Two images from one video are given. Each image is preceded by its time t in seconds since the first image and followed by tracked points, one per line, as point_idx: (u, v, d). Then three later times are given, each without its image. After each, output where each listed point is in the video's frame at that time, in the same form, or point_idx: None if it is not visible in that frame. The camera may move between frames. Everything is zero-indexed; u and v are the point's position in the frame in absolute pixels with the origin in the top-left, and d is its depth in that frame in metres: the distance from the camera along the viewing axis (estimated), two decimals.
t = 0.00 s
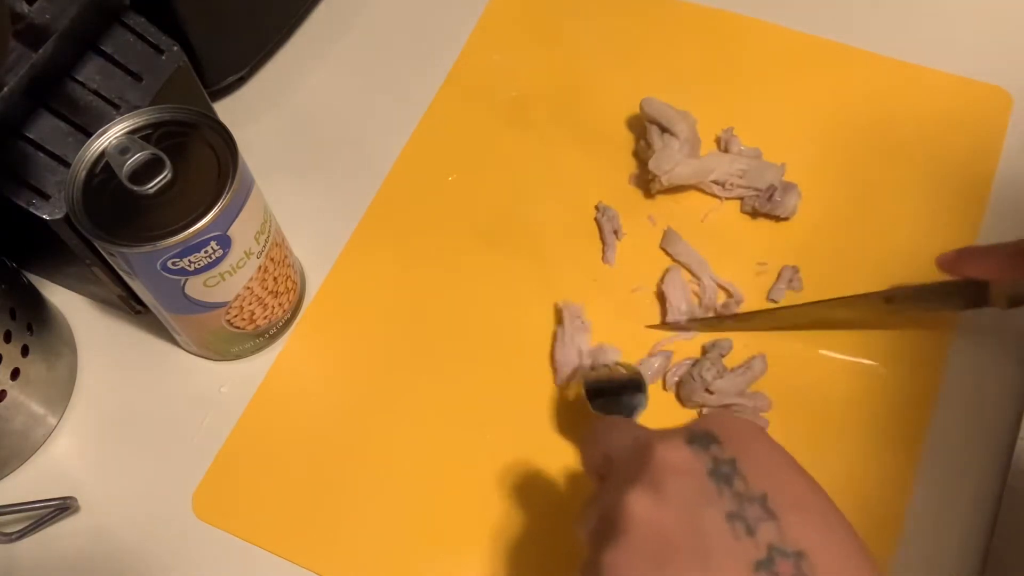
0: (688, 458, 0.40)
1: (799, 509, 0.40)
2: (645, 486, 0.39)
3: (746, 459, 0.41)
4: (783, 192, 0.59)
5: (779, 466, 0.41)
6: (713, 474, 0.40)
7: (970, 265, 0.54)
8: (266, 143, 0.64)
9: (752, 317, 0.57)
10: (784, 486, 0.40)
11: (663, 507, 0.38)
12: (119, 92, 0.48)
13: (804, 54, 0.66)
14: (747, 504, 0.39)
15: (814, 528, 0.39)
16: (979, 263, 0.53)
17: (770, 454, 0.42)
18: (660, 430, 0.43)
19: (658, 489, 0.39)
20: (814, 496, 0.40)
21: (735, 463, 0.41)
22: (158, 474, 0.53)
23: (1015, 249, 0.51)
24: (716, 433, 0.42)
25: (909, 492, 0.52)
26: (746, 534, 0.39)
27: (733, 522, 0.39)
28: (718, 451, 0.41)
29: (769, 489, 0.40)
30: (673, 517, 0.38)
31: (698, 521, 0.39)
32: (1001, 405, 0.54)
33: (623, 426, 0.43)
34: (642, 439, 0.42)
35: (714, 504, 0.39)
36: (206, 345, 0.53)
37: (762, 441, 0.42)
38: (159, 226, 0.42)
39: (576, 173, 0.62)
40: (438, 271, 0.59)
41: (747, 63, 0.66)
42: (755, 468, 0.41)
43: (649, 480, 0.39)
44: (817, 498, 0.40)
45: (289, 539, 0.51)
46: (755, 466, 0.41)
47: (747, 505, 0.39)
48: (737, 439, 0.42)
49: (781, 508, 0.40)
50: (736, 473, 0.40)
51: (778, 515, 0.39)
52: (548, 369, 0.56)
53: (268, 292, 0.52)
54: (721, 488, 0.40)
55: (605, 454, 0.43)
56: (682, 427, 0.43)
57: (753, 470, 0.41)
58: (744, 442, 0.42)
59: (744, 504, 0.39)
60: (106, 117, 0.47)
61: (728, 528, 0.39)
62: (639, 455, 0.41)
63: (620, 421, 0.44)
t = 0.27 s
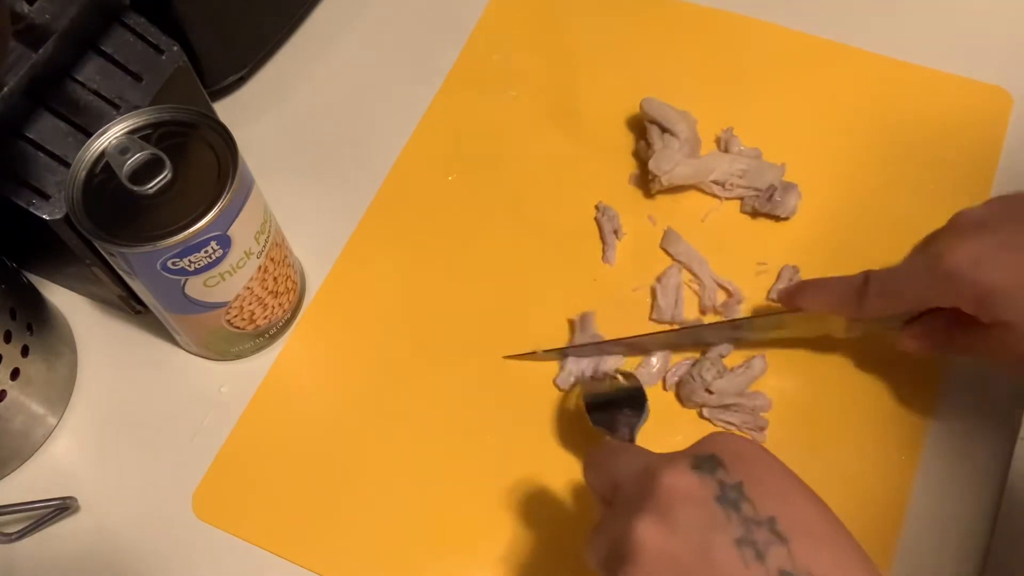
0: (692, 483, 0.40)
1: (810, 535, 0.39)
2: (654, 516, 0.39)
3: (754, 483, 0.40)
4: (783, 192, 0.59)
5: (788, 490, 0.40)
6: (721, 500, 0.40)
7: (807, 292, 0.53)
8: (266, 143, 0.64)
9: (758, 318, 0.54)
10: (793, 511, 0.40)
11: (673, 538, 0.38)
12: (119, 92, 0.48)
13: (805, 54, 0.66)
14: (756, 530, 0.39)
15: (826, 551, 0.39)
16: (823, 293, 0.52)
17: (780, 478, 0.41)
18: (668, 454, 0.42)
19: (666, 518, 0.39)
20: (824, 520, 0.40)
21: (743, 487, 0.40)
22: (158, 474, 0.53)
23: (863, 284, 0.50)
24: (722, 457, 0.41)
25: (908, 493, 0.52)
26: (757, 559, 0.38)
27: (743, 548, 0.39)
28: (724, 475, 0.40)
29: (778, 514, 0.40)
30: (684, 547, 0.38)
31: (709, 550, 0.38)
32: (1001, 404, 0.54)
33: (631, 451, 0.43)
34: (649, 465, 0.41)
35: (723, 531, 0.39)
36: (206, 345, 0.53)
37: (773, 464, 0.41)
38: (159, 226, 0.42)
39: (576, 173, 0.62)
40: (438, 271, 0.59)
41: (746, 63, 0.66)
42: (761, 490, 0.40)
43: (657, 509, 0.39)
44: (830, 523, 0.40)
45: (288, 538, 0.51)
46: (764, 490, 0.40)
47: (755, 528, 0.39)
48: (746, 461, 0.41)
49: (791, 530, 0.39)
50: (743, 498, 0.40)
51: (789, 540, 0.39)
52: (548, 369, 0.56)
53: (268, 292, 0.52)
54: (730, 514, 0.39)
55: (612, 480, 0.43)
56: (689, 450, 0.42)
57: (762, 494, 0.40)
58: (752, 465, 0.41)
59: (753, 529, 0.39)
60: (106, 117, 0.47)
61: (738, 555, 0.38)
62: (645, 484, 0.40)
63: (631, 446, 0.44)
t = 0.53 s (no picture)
0: (651, 497, 0.40)
1: (762, 540, 0.40)
2: (612, 533, 0.39)
3: (708, 493, 0.41)
4: (783, 192, 0.59)
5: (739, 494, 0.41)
6: (677, 513, 0.40)
7: (925, 298, 0.54)
8: (266, 143, 0.64)
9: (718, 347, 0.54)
10: (749, 520, 0.40)
11: (630, 553, 0.38)
12: (119, 92, 0.48)
13: (804, 54, 0.66)
14: (713, 541, 0.40)
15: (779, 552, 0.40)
16: (941, 295, 0.54)
17: (733, 485, 0.42)
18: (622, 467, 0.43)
19: (623, 533, 0.39)
20: (778, 523, 0.41)
21: (698, 498, 0.41)
22: (158, 474, 0.53)
23: (984, 279, 0.52)
24: (675, 468, 0.42)
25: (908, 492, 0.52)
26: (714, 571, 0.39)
27: (700, 559, 0.39)
28: (680, 488, 0.41)
29: (733, 522, 0.40)
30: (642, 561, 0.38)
31: (666, 565, 0.39)
32: (1001, 404, 0.54)
33: (588, 464, 0.43)
34: (607, 480, 0.41)
35: (680, 544, 0.40)
36: (206, 345, 0.53)
37: (726, 472, 0.42)
38: (159, 226, 0.42)
39: (577, 173, 0.62)
40: (438, 271, 0.59)
41: (747, 63, 0.66)
42: (715, 501, 0.41)
43: (615, 525, 0.39)
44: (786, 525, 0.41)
45: (288, 538, 0.51)
46: (718, 499, 0.41)
47: (712, 540, 0.40)
48: (699, 471, 0.42)
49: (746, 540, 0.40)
50: (699, 509, 0.41)
51: (743, 547, 0.40)
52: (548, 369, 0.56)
53: (268, 292, 0.52)
54: (684, 527, 0.40)
55: (570, 493, 0.42)
56: (641, 464, 0.43)
57: (716, 504, 0.41)
58: (705, 475, 0.42)
59: (709, 541, 0.40)
60: (106, 117, 0.47)
61: (695, 566, 0.39)
62: (605, 499, 0.40)
63: (586, 458, 0.44)
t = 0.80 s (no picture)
0: (870, 543, 0.38)
1: None
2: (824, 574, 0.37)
3: (939, 542, 0.38)
4: (783, 192, 0.59)
5: (978, 545, 0.37)
6: (901, 561, 0.38)
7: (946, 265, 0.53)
8: (266, 143, 0.64)
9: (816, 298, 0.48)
10: None
11: None
12: (119, 93, 0.48)
13: (804, 55, 0.66)
14: None
15: None
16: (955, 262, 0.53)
17: (969, 538, 0.38)
18: (840, 499, 0.41)
19: None
20: None
21: (925, 546, 0.38)
22: (158, 474, 0.53)
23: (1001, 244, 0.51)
24: (899, 510, 0.39)
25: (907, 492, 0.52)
26: None
27: None
28: (904, 532, 0.38)
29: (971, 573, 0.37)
30: None
31: None
32: (1001, 405, 0.54)
33: (795, 494, 0.41)
34: (812, 515, 0.40)
35: None
36: (206, 345, 0.53)
37: (957, 518, 0.39)
38: (160, 226, 0.42)
39: (576, 173, 0.62)
40: (438, 271, 0.59)
41: (747, 63, 0.66)
42: (952, 557, 0.37)
43: None
44: None
45: (288, 538, 0.51)
46: (948, 547, 0.38)
47: None
48: (927, 513, 0.39)
49: None
50: (925, 559, 0.38)
51: None
52: (548, 370, 0.56)
53: (268, 292, 0.52)
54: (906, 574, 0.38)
55: (768, 526, 0.41)
56: (856, 496, 0.40)
57: (946, 551, 0.38)
58: (934, 516, 0.39)
59: None
60: (106, 117, 0.47)
61: None
62: (812, 536, 0.39)
63: (792, 490, 0.41)
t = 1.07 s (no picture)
0: (793, 530, 0.40)
1: None
2: (754, 561, 0.39)
3: (857, 530, 0.40)
4: (783, 191, 0.59)
5: (892, 533, 0.40)
6: (821, 547, 0.40)
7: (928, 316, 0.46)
8: (266, 143, 0.64)
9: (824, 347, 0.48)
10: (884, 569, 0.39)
11: None
12: (119, 92, 0.48)
13: (804, 54, 0.66)
14: None
15: None
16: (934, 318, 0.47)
17: (883, 524, 0.41)
18: (769, 495, 0.43)
19: (770, 565, 0.39)
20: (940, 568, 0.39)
21: (845, 535, 0.40)
22: (158, 474, 0.53)
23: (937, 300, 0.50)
24: (820, 500, 0.41)
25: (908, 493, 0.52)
26: None
27: None
28: (825, 521, 0.41)
29: (884, 559, 0.39)
30: None
31: None
32: (1000, 404, 0.54)
33: (723, 490, 0.43)
34: (743, 509, 0.42)
35: None
36: (206, 345, 0.53)
37: (874, 509, 0.41)
38: (160, 226, 0.42)
39: (576, 174, 0.62)
40: (438, 271, 0.59)
41: (747, 63, 0.66)
42: (868, 540, 0.40)
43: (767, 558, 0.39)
44: None
45: (289, 538, 0.51)
46: (865, 534, 0.40)
47: None
48: (849, 505, 0.41)
49: None
50: (844, 545, 0.40)
51: None
52: (548, 370, 0.56)
53: (268, 292, 0.52)
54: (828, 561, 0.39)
55: (705, 521, 0.43)
56: (786, 491, 0.42)
57: (863, 539, 0.40)
58: (853, 506, 0.41)
59: None
60: (106, 117, 0.47)
61: None
62: (741, 527, 0.41)
63: (723, 488, 0.43)
